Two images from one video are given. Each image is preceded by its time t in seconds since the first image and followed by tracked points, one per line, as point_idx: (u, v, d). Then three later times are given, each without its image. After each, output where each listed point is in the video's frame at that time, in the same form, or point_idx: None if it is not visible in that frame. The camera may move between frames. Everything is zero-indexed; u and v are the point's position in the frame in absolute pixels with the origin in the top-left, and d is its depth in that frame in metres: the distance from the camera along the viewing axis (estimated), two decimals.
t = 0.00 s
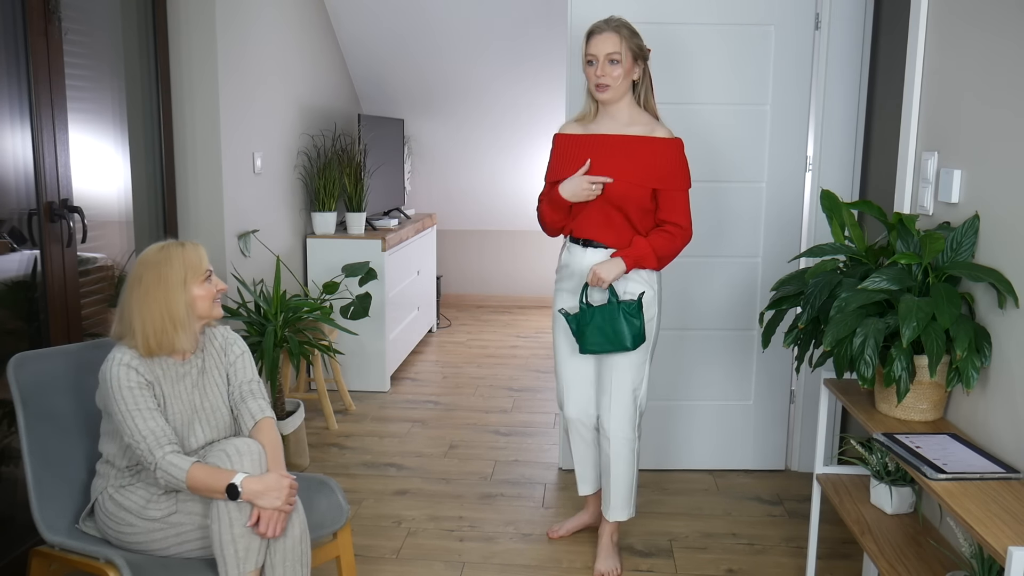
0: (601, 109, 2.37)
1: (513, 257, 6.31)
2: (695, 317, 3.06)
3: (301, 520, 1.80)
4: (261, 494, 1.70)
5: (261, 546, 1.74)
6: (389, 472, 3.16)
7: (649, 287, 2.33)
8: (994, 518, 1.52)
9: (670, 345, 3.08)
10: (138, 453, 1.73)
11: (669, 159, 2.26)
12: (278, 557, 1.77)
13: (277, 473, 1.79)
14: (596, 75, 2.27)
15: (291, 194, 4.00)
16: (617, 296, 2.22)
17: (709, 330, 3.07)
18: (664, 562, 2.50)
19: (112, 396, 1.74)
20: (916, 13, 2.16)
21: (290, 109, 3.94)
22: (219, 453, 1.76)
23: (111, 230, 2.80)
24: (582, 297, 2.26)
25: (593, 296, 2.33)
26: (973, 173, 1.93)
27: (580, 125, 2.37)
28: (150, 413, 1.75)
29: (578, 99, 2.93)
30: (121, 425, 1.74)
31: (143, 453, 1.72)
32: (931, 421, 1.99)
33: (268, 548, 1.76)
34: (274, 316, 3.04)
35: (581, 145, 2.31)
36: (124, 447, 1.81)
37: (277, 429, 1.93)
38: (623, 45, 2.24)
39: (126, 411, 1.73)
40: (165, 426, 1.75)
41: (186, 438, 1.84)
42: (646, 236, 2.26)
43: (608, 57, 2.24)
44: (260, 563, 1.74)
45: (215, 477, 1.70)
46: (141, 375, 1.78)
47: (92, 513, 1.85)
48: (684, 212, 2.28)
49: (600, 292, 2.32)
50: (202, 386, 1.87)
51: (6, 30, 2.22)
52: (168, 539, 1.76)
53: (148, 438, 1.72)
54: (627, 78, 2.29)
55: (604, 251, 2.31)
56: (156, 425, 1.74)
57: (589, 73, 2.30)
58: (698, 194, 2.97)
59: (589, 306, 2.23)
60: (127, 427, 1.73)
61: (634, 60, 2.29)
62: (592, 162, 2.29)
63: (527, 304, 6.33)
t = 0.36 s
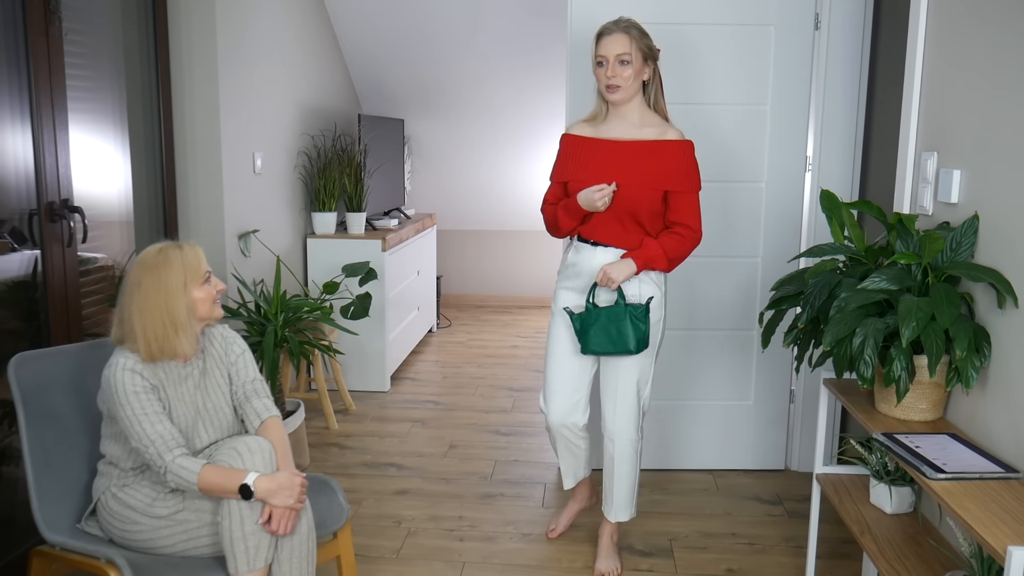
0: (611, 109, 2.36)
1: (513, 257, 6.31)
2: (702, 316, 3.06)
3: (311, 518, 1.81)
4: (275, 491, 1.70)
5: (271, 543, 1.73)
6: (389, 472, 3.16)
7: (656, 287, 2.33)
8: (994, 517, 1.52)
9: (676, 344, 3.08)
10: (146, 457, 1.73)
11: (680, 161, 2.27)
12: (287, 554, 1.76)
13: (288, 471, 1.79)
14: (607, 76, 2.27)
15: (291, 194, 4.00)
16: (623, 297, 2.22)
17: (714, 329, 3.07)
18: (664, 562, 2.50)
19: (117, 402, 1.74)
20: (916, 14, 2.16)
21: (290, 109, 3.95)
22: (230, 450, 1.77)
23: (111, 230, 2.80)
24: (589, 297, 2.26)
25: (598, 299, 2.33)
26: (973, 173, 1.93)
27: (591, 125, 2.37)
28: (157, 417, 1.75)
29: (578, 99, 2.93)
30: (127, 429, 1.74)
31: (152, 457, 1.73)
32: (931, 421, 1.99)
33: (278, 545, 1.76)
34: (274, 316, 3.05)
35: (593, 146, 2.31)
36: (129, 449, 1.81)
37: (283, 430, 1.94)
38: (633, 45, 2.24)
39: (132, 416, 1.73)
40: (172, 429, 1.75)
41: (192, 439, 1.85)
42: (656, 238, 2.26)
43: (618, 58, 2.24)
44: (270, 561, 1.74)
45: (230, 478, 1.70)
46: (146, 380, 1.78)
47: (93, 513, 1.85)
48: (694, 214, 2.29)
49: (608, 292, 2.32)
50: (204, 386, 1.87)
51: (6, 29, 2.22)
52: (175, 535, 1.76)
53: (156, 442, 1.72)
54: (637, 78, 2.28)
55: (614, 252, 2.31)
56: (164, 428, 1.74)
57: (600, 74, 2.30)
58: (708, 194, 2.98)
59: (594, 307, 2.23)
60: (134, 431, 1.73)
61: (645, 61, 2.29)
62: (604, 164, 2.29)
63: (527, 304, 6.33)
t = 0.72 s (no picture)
0: (616, 110, 2.36)
1: (513, 257, 6.31)
2: (705, 316, 3.05)
3: (289, 522, 1.80)
4: (244, 495, 1.70)
5: (245, 549, 1.73)
6: (389, 472, 3.16)
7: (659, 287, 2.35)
8: (994, 518, 1.52)
9: (680, 344, 3.08)
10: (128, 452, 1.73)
11: (685, 163, 2.27)
12: (264, 560, 1.76)
13: (263, 475, 1.78)
14: (609, 81, 2.27)
15: (291, 194, 4.00)
16: (629, 300, 2.23)
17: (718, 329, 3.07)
18: (665, 562, 2.50)
19: (106, 396, 1.75)
20: (916, 13, 2.16)
21: (290, 109, 3.94)
22: (206, 454, 1.76)
23: (111, 229, 2.80)
24: (593, 300, 2.27)
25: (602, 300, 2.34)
26: (974, 173, 1.93)
27: (595, 125, 2.36)
28: (141, 412, 1.75)
29: (579, 99, 2.93)
30: (113, 422, 1.74)
31: (132, 452, 1.72)
32: (931, 421, 1.99)
33: (254, 550, 1.75)
34: (274, 316, 3.04)
35: (599, 146, 2.30)
36: (117, 446, 1.81)
37: (269, 434, 1.93)
38: (631, 47, 2.23)
39: (117, 410, 1.74)
40: (156, 426, 1.75)
41: (179, 439, 1.84)
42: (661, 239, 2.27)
43: (617, 61, 2.24)
44: (245, 566, 1.73)
45: (200, 479, 1.70)
46: (136, 375, 1.78)
47: (90, 512, 1.85)
48: (697, 216, 2.30)
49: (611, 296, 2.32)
50: (198, 387, 1.87)
51: (6, 29, 2.22)
52: (161, 540, 1.76)
53: (137, 437, 1.72)
54: (640, 78, 2.28)
55: (617, 251, 2.31)
56: (147, 424, 1.74)
57: (602, 79, 2.30)
58: (711, 194, 2.97)
59: (600, 309, 2.24)
60: (118, 425, 1.73)
61: (645, 59, 2.27)
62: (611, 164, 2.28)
63: (527, 304, 6.33)
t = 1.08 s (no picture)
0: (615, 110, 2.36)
1: (513, 257, 6.31)
2: (702, 317, 3.05)
3: (298, 520, 1.80)
4: (258, 493, 1.70)
5: (258, 546, 1.73)
6: (389, 472, 3.16)
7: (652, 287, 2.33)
8: (994, 518, 1.52)
9: (677, 344, 3.08)
10: (134, 454, 1.73)
11: (681, 167, 2.26)
12: (276, 558, 1.76)
13: (273, 473, 1.79)
14: (607, 82, 2.27)
15: (291, 194, 4.00)
16: (617, 303, 2.23)
17: (717, 329, 3.07)
18: (665, 563, 2.50)
19: (109, 398, 1.74)
20: (916, 13, 2.16)
21: (290, 109, 3.94)
22: (216, 453, 1.76)
23: (111, 229, 2.80)
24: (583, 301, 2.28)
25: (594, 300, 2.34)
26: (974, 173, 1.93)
27: (596, 125, 2.35)
28: (147, 414, 1.74)
29: (579, 99, 2.93)
30: (118, 425, 1.74)
31: (139, 454, 1.72)
32: (931, 421, 1.99)
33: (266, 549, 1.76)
34: (274, 316, 3.04)
35: (596, 147, 2.31)
36: (121, 448, 1.81)
37: (275, 431, 1.93)
38: (628, 47, 2.22)
39: (122, 412, 1.73)
40: (162, 427, 1.75)
41: (183, 438, 1.84)
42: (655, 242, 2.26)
43: (615, 62, 2.24)
44: (258, 564, 1.74)
45: (213, 478, 1.69)
46: (139, 377, 1.77)
47: (91, 513, 1.85)
48: (692, 221, 2.29)
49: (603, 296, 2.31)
50: (199, 386, 1.87)
51: (6, 30, 2.22)
52: (166, 539, 1.76)
53: (144, 439, 1.72)
54: (638, 79, 2.28)
55: (612, 252, 2.31)
56: (153, 425, 1.74)
57: (602, 79, 2.31)
58: (709, 194, 2.97)
59: (588, 311, 2.25)
60: (123, 428, 1.73)
61: (644, 58, 2.26)
62: (609, 166, 2.29)
63: (527, 304, 6.33)
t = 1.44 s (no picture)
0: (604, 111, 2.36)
1: (513, 257, 6.31)
2: (694, 317, 3.06)
3: (309, 517, 1.81)
4: (273, 491, 1.70)
5: (271, 544, 1.73)
6: (389, 472, 3.16)
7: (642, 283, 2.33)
8: (994, 517, 1.52)
9: (665, 344, 3.08)
10: (145, 457, 1.73)
11: (668, 166, 2.26)
12: (287, 554, 1.76)
13: (288, 471, 1.79)
14: (599, 82, 2.27)
15: (291, 194, 4.00)
16: (606, 301, 2.23)
17: (709, 329, 3.07)
18: (664, 562, 2.50)
19: (115, 401, 1.74)
20: (916, 13, 2.16)
21: (290, 109, 3.94)
22: (229, 451, 1.76)
23: (111, 229, 2.80)
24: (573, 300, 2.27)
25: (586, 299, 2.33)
26: (974, 173, 1.93)
27: (585, 126, 2.37)
28: (156, 417, 1.75)
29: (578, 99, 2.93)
30: (125, 429, 1.74)
31: (151, 457, 1.72)
32: (931, 421, 1.99)
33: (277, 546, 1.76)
34: (274, 316, 3.04)
35: (581, 149, 2.33)
36: (128, 449, 1.82)
37: (282, 428, 1.94)
38: (623, 49, 2.23)
39: (130, 416, 1.73)
40: (171, 429, 1.75)
41: (190, 438, 1.84)
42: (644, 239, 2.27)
43: (608, 63, 2.24)
44: (270, 561, 1.74)
45: (229, 478, 1.70)
46: (144, 379, 1.78)
47: (93, 513, 1.85)
48: (680, 218, 2.29)
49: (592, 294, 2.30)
50: (203, 386, 1.87)
51: (6, 29, 2.22)
52: (173, 536, 1.76)
53: (155, 442, 1.72)
54: (629, 81, 2.28)
55: (601, 250, 2.32)
56: (163, 428, 1.74)
57: (593, 79, 2.30)
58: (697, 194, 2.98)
59: (580, 309, 2.25)
60: (132, 431, 1.73)
61: (637, 62, 2.27)
62: (596, 167, 2.29)
63: (527, 304, 6.33)
